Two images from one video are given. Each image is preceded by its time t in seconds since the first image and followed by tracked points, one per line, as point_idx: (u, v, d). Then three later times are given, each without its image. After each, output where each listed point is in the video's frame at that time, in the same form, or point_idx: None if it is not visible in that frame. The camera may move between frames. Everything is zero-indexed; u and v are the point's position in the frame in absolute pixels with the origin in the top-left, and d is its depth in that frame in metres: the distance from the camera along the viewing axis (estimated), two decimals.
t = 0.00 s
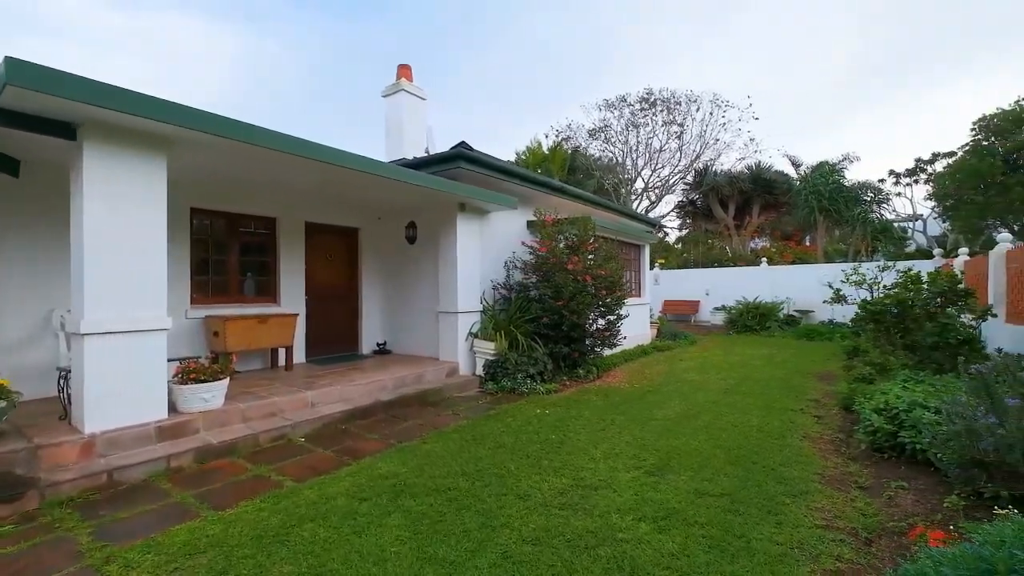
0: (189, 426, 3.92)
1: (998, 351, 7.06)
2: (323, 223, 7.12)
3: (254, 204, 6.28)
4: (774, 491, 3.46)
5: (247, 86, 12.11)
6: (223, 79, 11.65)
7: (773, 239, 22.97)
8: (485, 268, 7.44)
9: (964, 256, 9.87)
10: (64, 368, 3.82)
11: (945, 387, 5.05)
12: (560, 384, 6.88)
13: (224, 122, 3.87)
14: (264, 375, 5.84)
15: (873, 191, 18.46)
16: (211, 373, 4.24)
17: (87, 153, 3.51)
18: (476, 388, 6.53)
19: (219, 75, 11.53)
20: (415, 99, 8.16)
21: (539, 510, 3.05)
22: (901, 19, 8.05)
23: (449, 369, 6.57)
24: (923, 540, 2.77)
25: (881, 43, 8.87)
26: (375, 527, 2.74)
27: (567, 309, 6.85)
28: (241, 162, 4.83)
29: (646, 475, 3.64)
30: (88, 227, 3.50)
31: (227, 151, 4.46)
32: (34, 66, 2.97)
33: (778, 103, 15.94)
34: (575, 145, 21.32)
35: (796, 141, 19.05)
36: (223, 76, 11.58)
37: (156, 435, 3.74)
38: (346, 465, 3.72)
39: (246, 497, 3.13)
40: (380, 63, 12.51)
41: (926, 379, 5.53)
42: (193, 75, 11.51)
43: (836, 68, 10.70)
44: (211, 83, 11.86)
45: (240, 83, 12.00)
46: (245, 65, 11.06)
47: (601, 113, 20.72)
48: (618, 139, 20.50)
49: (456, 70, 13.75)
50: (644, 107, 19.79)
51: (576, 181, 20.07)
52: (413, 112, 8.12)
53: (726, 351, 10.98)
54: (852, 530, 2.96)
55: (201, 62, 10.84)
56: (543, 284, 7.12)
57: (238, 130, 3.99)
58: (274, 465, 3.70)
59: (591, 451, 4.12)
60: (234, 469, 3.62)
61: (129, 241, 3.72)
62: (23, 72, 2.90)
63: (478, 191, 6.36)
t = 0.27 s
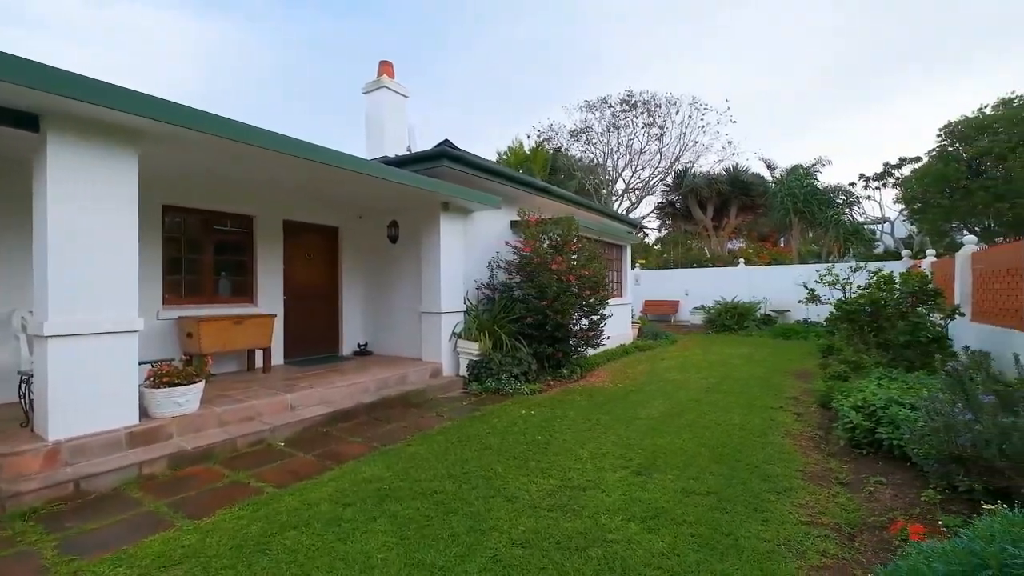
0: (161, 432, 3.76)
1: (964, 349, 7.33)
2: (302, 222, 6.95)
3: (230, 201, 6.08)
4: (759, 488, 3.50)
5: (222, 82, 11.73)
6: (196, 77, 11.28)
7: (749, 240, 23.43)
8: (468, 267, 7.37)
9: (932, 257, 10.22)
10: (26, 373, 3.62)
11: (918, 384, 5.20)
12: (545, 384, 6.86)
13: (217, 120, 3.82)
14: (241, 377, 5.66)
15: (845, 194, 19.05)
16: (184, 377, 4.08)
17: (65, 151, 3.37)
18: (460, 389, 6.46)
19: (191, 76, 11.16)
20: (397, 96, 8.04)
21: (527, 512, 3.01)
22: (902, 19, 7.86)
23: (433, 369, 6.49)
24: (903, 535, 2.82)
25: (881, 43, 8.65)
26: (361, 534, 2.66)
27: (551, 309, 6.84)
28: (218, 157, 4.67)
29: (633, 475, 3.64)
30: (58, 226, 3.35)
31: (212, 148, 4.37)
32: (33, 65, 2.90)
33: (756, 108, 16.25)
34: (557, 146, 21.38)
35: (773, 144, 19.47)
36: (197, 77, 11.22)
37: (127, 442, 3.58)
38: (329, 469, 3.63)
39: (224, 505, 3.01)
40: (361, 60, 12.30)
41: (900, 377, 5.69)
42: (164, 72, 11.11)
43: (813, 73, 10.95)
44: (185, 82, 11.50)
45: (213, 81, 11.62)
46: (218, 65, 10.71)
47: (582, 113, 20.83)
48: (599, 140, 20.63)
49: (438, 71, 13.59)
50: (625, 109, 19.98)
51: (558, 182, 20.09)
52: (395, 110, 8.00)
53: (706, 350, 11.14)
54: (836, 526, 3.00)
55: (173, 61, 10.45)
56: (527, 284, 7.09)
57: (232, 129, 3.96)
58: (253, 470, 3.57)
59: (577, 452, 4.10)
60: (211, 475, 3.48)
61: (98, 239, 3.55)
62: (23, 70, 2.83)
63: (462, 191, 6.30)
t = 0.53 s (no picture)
0: (133, 437, 3.61)
1: (934, 347, 7.58)
2: (281, 220, 6.78)
3: (206, 198, 5.89)
4: (744, 486, 3.53)
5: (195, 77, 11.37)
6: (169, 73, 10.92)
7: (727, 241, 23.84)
8: (452, 267, 7.30)
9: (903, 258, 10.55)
10: None
11: (894, 380, 5.34)
12: (529, 384, 6.83)
13: (212, 120, 3.80)
14: (216, 380, 5.48)
15: (818, 197, 19.47)
16: (157, 380, 3.92)
17: (57, 149, 3.34)
18: (444, 390, 6.38)
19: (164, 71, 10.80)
20: (378, 93, 7.91)
21: (515, 514, 2.97)
22: (902, 19, 8.04)
23: (416, 370, 6.40)
24: (884, 529, 2.87)
25: (882, 43, 8.80)
26: (345, 539, 2.59)
27: (536, 309, 6.81)
28: (195, 153, 4.52)
29: (620, 474, 3.63)
30: (26, 224, 3.20)
31: (197, 145, 4.28)
32: (35, 63, 2.88)
33: (736, 111, 16.54)
34: (539, 146, 21.42)
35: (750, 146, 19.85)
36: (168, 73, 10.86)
37: (95, 448, 3.42)
38: (311, 473, 3.52)
39: (200, 512, 2.89)
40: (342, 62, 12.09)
41: (876, 374, 5.84)
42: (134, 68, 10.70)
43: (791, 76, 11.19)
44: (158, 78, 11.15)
45: (187, 77, 11.26)
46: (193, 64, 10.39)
47: (564, 114, 20.92)
48: (581, 141, 20.72)
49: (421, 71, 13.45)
50: (607, 110, 20.13)
51: (540, 182, 20.10)
52: (376, 107, 7.88)
53: (687, 349, 11.28)
54: (820, 521, 3.04)
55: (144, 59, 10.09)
56: (511, 284, 7.05)
57: (230, 129, 3.97)
58: (230, 476, 3.44)
59: (564, 452, 4.07)
60: (186, 482, 3.34)
61: (65, 236, 3.39)
62: (25, 69, 2.82)
63: (447, 189, 6.23)
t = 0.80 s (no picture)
0: (103, 444, 3.45)
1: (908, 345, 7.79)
2: (260, 218, 6.61)
3: (182, 196, 5.71)
4: (731, 484, 3.55)
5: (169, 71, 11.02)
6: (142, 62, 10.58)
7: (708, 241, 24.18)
8: (436, 267, 7.21)
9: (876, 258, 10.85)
10: None
11: (871, 378, 5.47)
12: (514, 384, 6.79)
13: (211, 121, 3.80)
14: (192, 383, 5.30)
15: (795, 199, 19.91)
16: (129, 385, 3.76)
17: (52, 150, 3.31)
18: (428, 392, 6.29)
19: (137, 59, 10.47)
20: (360, 90, 7.78)
21: (504, 516, 2.92)
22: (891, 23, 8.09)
23: (400, 371, 6.30)
24: (868, 524, 2.91)
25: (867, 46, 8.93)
26: (329, 547, 2.50)
27: (521, 309, 6.77)
28: (171, 148, 4.37)
29: (608, 474, 3.62)
30: None
31: (178, 142, 4.16)
32: (39, 64, 2.89)
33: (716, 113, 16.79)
34: (523, 146, 21.40)
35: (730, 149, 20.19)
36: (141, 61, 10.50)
37: (62, 457, 3.25)
38: (292, 479, 3.42)
39: (176, 521, 2.77)
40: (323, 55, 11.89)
41: (854, 372, 5.96)
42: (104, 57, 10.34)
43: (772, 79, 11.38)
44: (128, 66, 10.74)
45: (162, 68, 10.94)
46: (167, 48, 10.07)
47: (547, 114, 20.95)
48: (565, 142, 20.77)
49: (404, 69, 13.30)
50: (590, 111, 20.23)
51: (524, 181, 20.09)
52: (359, 104, 7.74)
53: (669, 348, 11.39)
54: (806, 518, 3.07)
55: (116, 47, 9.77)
56: (496, 284, 7.00)
57: (227, 131, 3.95)
58: (207, 483, 3.31)
59: (552, 453, 4.04)
60: (159, 490, 3.20)
61: (31, 233, 3.21)
62: (28, 69, 2.82)
63: (432, 188, 6.17)
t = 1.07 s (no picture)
0: (72, 450, 3.29)
1: (885, 344, 7.98)
2: (240, 216, 6.44)
3: (158, 192, 5.52)
4: (720, 483, 3.55)
5: (143, 65, 10.67)
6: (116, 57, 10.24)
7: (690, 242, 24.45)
8: (421, 266, 7.12)
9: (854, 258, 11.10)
10: None
11: (852, 375, 5.57)
12: (501, 385, 6.73)
13: (207, 119, 3.78)
14: (167, 386, 5.12)
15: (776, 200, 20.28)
16: (99, 388, 3.60)
17: (33, 145, 3.24)
18: (413, 392, 6.20)
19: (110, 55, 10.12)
20: (343, 86, 7.64)
21: (494, 518, 2.88)
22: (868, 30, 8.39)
23: (384, 372, 6.19)
24: (855, 520, 2.94)
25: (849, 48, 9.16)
26: (315, 553, 2.43)
27: (508, 309, 6.72)
28: (149, 142, 4.23)
29: (597, 474, 3.60)
30: None
31: (158, 136, 4.04)
32: (46, 65, 2.89)
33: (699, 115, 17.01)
34: (507, 145, 21.37)
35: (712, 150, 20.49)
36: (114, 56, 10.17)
37: (28, 464, 3.09)
38: (274, 484, 3.31)
39: (151, 530, 2.65)
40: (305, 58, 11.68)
41: (836, 370, 6.07)
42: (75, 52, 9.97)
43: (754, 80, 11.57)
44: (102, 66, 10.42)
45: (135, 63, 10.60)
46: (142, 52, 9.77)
47: (532, 114, 20.96)
48: (549, 142, 20.80)
49: (389, 70, 13.14)
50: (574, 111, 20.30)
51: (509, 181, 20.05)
52: (341, 100, 7.60)
53: (653, 347, 11.48)
54: (794, 515, 3.09)
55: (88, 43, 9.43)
56: (482, 284, 6.94)
57: (223, 129, 3.95)
58: (184, 489, 3.19)
59: (540, 453, 4.00)
60: (133, 497, 3.07)
61: None
62: (31, 69, 2.81)
63: (419, 187, 6.09)
